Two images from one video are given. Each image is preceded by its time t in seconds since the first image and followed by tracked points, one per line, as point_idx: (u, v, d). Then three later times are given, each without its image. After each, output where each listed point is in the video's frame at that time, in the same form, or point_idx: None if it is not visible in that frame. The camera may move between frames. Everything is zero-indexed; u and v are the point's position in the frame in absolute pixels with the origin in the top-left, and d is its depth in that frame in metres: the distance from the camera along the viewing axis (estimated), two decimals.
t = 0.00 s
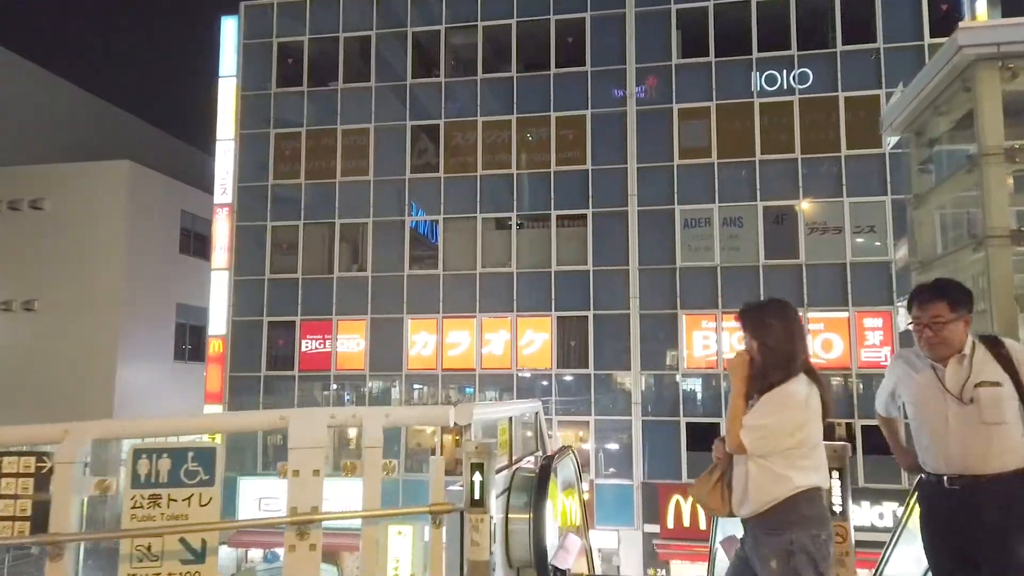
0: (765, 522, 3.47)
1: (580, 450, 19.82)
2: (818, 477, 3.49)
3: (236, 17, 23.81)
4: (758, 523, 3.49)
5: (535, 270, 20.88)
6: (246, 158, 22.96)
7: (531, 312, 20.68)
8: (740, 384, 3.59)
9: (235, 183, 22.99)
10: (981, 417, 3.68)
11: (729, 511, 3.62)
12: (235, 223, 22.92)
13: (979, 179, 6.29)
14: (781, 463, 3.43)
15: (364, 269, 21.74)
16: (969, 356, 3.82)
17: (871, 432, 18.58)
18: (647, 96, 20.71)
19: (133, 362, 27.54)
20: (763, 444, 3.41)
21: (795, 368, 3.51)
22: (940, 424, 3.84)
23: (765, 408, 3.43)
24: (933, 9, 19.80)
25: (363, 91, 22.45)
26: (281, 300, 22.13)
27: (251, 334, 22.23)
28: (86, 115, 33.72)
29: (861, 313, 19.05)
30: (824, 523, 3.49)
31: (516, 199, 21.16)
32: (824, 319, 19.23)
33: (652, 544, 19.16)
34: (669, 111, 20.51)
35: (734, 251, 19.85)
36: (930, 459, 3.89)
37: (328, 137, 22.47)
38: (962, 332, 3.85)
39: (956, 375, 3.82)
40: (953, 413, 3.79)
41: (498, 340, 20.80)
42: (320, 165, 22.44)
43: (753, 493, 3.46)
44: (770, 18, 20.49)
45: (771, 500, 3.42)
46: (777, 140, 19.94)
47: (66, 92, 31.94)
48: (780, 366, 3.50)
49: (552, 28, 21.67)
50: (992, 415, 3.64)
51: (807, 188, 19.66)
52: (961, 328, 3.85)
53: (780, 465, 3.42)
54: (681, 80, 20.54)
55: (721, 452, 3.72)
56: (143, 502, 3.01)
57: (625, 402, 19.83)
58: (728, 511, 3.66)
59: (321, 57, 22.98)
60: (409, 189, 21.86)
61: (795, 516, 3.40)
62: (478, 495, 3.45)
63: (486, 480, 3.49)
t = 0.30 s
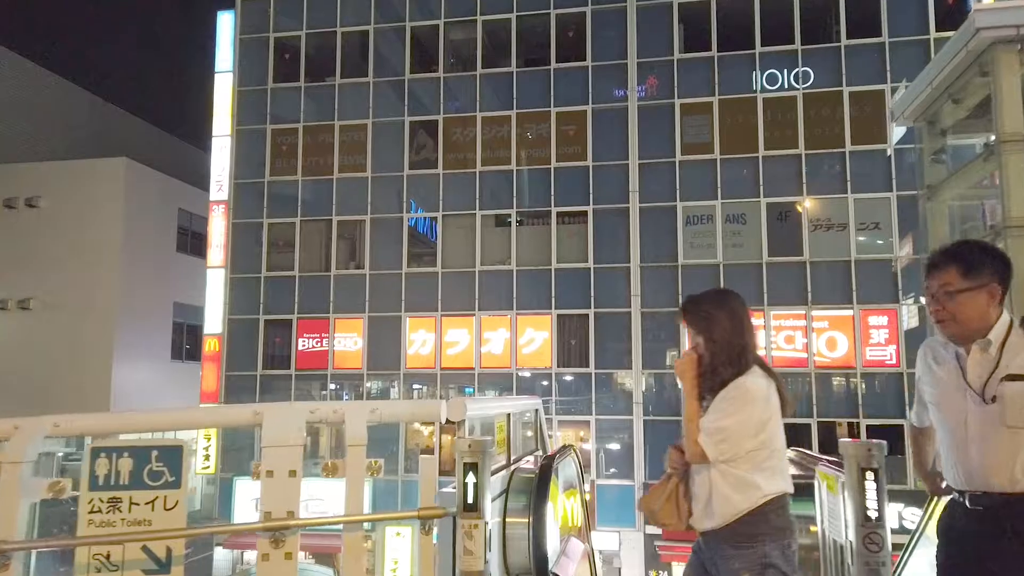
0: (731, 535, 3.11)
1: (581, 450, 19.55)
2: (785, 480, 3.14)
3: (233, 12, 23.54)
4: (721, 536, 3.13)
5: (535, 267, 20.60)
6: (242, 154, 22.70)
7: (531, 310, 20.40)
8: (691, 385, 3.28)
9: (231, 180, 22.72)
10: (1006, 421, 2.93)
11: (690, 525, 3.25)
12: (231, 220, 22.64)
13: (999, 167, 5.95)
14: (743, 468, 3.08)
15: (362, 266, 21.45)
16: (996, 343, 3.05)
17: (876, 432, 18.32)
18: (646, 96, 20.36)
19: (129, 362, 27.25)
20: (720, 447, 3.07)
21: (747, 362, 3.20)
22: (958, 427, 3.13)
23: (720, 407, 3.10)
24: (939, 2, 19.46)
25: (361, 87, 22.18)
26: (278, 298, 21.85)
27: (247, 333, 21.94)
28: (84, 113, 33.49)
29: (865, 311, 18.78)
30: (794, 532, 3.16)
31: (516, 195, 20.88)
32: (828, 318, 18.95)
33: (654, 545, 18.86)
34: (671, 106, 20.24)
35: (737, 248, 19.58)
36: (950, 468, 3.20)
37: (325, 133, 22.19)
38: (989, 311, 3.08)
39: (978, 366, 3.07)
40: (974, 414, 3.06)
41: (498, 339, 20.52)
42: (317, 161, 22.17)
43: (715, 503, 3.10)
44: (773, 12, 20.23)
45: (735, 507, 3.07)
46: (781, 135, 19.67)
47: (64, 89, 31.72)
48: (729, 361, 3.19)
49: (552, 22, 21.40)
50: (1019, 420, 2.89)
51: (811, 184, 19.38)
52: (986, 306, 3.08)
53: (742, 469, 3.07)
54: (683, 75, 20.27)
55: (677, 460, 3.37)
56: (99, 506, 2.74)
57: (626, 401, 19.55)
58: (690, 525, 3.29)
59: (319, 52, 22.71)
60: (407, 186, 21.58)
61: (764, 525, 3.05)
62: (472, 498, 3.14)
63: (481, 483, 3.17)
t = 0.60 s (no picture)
0: (686, 550, 2.85)
1: (575, 451, 19.36)
2: (744, 486, 2.89)
3: (224, 8, 23.25)
4: (676, 551, 2.88)
5: (530, 267, 20.40)
6: (233, 152, 22.42)
7: (526, 310, 20.18)
8: (635, 388, 3.02)
9: (222, 178, 22.43)
10: (971, 454, 2.38)
11: (643, 542, 2.98)
12: (223, 219, 22.36)
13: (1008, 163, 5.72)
14: (697, 478, 2.82)
15: (355, 266, 21.21)
16: (958, 355, 2.46)
17: (873, 434, 18.17)
18: (642, 96, 20.18)
19: (120, 362, 26.96)
20: (665, 454, 2.81)
21: (693, 360, 2.94)
22: (918, 458, 2.58)
23: (665, 411, 2.84)
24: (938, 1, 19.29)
25: (354, 84, 21.92)
26: (269, 298, 21.60)
27: (238, 333, 21.67)
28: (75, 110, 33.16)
29: (863, 312, 18.61)
30: (756, 545, 2.90)
31: (511, 194, 20.65)
32: (825, 319, 18.78)
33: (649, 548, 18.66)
34: (667, 105, 20.04)
35: (734, 248, 19.40)
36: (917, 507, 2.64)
37: (317, 131, 21.94)
38: (945, 315, 2.49)
39: (939, 385, 2.51)
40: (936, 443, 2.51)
41: (491, 339, 20.29)
42: (308, 159, 21.91)
43: (666, 516, 2.84)
44: (770, 11, 20.05)
45: (687, 521, 2.81)
46: (779, 134, 19.51)
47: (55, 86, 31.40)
48: (673, 361, 2.93)
49: (547, 19, 21.18)
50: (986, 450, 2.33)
51: (808, 184, 19.23)
52: (938, 307, 2.49)
53: (695, 478, 2.81)
54: (679, 74, 20.06)
55: (627, 471, 3.10)
56: (48, 523, 2.49)
57: (621, 403, 19.35)
58: (645, 542, 3.02)
59: (311, 49, 22.45)
60: (400, 184, 21.33)
61: (719, 539, 2.81)
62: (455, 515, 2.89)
63: (463, 498, 2.93)
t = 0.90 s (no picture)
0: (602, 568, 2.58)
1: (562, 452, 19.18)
2: (667, 499, 2.63)
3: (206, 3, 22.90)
4: (592, 569, 2.61)
5: (516, 265, 20.20)
6: (215, 149, 22.08)
7: (512, 309, 19.97)
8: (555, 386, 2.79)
9: (204, 175, 22.07)
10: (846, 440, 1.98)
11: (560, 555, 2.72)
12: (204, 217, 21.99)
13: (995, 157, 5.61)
14: (610, 488, 2.57)
15: (339, 264, 20.92)
16: (848, 319, 2.03)
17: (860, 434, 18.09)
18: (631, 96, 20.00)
19: (100, 363, 26.54)
20: (581, 459, 2.55)
21: (616, 355, 2.69)
22: (801, 442, 2.18)
23: (579, 414, 2.59)
24: None
25: (338, 80, 21.63)
26: (252, 297, 21.28)
27: (220, 332, 21.32)
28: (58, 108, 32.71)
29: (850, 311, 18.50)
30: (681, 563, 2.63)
31: (497, 192, 20.42)
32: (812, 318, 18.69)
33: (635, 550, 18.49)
34: (654, 102, 19.89)
35: (721, 247, 19.28)
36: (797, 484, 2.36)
37: (301, 127, 21.63)
38: (842, 271, 2.10)
39: (824, 354, 2.07)
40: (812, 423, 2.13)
41: (477, 339, 20.05)
42: (291, 156, 21.59)
43: (581, 528, 2.58)
44: (758, 9, 19.95)
45: (605, 535, 2.55)
46: (766, 132, 19.43)
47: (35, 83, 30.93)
48: (594, 356, 2.69)
49: (534, 16, 20.98)
50: (861, 430, 1.93)
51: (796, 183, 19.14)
52: (835, 262, 2.10)
53: (611, 487, 2.57)
54: (667, 71, 19.92)
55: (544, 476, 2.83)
56: None
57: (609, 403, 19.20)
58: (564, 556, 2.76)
59: (294, 45, 22.15)
60: (385, 182, 21.06)
61: (639, 555, 2.54)
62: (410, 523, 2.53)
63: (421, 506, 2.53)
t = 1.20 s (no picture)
0: None
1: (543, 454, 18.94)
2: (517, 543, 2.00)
3: None
4: None
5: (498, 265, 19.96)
6: (190, 146, 21.62)
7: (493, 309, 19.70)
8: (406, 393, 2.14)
9: (179, 172, 21.61)
10: (625, 504, 1.42)
11: None
12: (179, 215, 21.54)
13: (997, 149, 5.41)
14: (447, 525, 1.95)
15: (317, 263, 20.57)
16: (657, 339, 1.45)
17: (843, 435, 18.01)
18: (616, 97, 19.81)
19: (73, 364, 25.94)
20: (414, 487, 1.95)
21: (479, 355, 2.05)
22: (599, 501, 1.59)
23: (424, 428, 1.97)
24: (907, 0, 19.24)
25: (316, 76, 21.26)
26: (228, 296, 20.88)
27: (194, 332, 20.85)
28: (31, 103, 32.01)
29: (833, 312, 18.40)
30: None
31: (478, 190, 20.13)
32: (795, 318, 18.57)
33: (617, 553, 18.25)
34: (637, 101, 19.71)
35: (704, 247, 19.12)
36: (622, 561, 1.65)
37: (278, 124, 21.24)
38: (673, 267, 1.51)
39: (631, 386, 1.50)
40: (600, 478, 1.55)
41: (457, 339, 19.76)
42: (268, 153, 21.21)
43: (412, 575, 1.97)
44: (740, 7, 19.87)
45: None
46: (749, 131, 19.31)
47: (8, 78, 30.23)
48: (449, 357, 2.05)
49: (516, 12, 20.75)
50: (654, 500, 1.36)
51: (778, 182, 19.03)
52: (664, 253, 1.51)
53: (447, 523, 1.95)
54: (649, 69, 19.75)
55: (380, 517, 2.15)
56: None
57: (590, 404, 18.97)
58: None
59: (271, 39, 21.76)
60: (365, 180, 20.72)
61: None
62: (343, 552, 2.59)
63: (358, 531, 2.63)
